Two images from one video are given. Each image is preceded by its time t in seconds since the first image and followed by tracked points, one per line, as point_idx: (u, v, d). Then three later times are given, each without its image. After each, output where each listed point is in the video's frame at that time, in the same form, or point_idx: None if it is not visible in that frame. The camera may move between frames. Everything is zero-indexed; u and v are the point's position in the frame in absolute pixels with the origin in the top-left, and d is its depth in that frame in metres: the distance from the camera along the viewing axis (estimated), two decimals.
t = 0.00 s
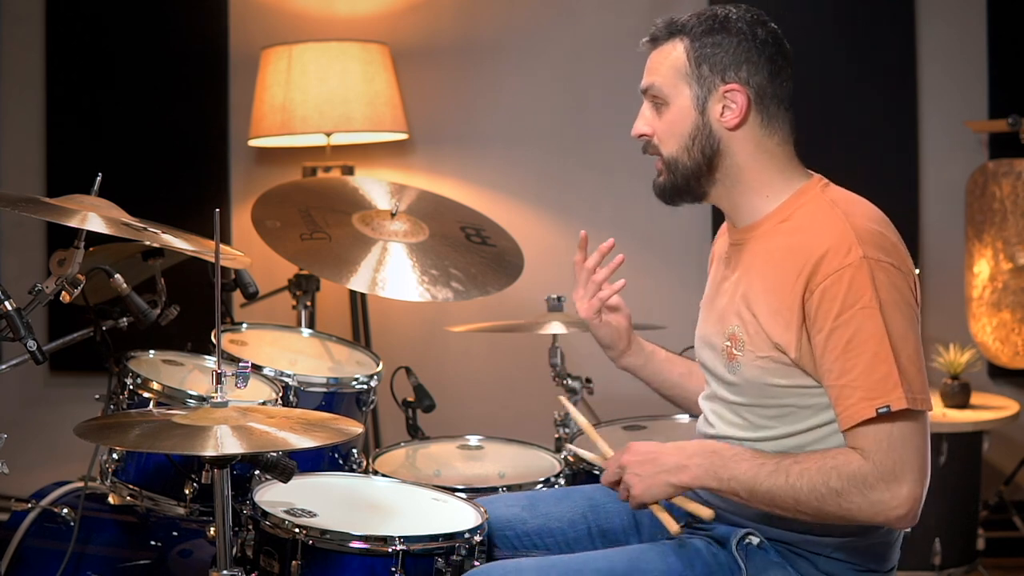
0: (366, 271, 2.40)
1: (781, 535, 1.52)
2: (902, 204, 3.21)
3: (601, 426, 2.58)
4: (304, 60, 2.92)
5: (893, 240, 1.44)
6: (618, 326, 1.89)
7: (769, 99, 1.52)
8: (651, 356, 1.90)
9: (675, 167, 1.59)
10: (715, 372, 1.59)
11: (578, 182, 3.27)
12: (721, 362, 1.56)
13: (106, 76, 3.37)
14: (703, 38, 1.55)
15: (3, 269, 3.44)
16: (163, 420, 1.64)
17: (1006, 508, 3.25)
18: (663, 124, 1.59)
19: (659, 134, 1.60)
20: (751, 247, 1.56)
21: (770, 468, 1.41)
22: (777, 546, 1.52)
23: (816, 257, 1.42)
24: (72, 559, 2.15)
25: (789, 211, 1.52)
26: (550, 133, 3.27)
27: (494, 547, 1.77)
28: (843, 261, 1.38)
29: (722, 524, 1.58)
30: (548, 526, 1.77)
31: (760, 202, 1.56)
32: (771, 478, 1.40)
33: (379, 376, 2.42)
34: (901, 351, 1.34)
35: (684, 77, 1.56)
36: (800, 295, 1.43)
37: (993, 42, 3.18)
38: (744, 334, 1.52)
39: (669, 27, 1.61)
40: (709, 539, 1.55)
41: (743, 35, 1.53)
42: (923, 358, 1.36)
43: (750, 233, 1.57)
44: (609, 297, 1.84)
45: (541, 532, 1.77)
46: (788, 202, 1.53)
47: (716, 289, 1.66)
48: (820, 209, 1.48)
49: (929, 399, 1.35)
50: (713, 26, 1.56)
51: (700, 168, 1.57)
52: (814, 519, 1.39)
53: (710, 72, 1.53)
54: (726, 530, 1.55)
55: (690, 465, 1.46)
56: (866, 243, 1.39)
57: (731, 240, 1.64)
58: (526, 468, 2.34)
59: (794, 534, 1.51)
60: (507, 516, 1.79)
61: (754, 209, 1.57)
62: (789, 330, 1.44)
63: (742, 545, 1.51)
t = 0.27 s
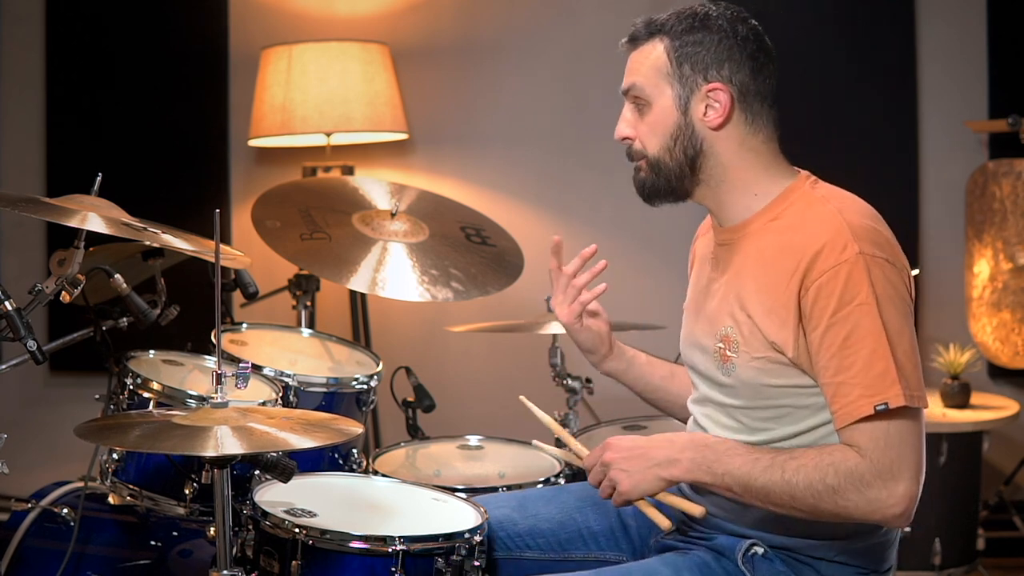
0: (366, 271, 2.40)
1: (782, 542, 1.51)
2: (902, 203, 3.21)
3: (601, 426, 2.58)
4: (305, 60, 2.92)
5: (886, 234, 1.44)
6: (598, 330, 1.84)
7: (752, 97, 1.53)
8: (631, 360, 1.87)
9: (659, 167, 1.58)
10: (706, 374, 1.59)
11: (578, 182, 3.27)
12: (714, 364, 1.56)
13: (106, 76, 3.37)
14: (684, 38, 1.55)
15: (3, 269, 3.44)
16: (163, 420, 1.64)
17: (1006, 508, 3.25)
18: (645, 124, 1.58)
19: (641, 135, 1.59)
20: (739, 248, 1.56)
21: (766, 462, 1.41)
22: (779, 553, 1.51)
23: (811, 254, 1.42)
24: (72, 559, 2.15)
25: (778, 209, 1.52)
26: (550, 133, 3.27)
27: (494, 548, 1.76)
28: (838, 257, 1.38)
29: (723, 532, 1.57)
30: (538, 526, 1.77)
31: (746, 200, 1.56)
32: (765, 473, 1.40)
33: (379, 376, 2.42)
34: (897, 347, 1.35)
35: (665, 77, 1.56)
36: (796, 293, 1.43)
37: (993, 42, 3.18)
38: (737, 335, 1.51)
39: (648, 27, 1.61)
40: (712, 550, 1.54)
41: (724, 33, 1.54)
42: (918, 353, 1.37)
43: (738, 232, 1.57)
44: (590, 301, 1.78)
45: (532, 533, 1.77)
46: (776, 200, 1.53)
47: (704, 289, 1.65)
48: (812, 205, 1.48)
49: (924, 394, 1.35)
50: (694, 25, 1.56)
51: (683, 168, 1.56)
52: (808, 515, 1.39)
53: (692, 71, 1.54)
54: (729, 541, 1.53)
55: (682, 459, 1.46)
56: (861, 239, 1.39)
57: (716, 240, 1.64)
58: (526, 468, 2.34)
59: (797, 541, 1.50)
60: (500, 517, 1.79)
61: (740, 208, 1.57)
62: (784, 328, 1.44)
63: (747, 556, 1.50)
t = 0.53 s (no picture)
0: (366, 271, 2.40)
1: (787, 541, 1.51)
2: (902, 203, 3.21)
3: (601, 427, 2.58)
4: (304, 60, 2.92)
5: (900, 236, 1.44)
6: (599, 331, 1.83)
7: (768, 99, 1.53)
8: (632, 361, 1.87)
9: (673, 165, 1.58)
10: (717, 374, 1.59)
11: (578, 182, 3.27)
12: (725, 364, 1.56)
13: (106, 76, 3.37)
14: (702, 36, 1.55)
15: (3, 269, 3.44)
16: (163, 420, 1.64)
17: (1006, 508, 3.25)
18: (659, 122, 1.58)
19: (655, 133, 1.59)
20: (751, 249, 1.56)
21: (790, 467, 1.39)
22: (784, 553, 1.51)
23: (826, 256, 1.42)
24: (72, 559, 2.15)
25: (791, 211, 1.52)
26: (550, 133, 3.27)
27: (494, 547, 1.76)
28: (855, 260, 1.38)
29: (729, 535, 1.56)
30: (543, 527, 1.78)
31: (759, 201, 1.56)
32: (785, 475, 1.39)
33: (379, 376, 2.42)
34: (915, 349, 1.35)
35: (681, 76, 1.56)
36: (811, 296, 1.42)
37: (993, 42, 3.18)
38: (749, 335, 1.52)
39: (665, 25, 1.60)
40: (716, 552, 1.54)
41: (743, 33, 1.54)
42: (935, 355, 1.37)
43: (750, 232, 1.57)
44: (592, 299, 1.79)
45: (535, 534, 1.77)
46: (788, 202, 1.53)
47: (714, 290, 1.65)
48: (824, 208, 1.48)
49: (941, 395, 1.36)
50: (712, 24, 1.56)
51: (698, 167, 1.56)
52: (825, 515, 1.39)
53: (709, 70, 1.53)
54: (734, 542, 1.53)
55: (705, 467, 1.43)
56: (876, 241, 1.39)
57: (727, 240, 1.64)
58: (526, 468, 2.34)
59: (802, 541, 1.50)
60: (502, 518, 1.79)
61: (752, 209, 1.57)
62: (798, 330, 1.44)
63: (753, 557, 1.49)
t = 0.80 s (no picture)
0: (366, 271, 2.40)
1: (784, 534, 1.51)
2: (902, 203, 3.21)
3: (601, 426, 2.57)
4: (304, 60, 2.92)
5: (908, 243, 1.44)
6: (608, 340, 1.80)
7: (787, 105, 1.53)
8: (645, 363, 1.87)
9: (689, 165, 1.57)
10: (721, 369, 1.59)
11: (578, 182, 3.27)
12: (729, 361, 1.56)
13: (107, 76, 3.37)
14: (724, 38, 1.54)
15: (3, 269, 3.44)
16: (163, 420, 1.64)
17: (1006, 508, 3.25)
18: (678, 121, 1.57)
19: (674, 132, 1.58)
20: (760, 249, 1.56)
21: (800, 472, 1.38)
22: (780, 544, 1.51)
23: (834, 260, 1.42)
24: (72, 559, 2.15)
25: (800, 214, 1.52)
26: (549, 133, 3.27)
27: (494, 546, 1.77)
28: (863, 266, 1.38)
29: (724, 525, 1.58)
30: (550, 525, 1.78)
31: (771, 203, 1.56)
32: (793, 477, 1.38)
33: (379, 376, 2.42)
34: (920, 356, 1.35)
35: (702, 77, 1.54)
36: (818, 298, 1.42)
37: (993, 41, 3.18)
38: (755, 333, 1.52)
39: (686, 25, 1.59)
40: (712, 542, 1.55)
41: (764, 38, 1.53)
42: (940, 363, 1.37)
43: (760, 233, 1.57)
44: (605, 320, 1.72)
45: (542, 533, 1.77)
46: (798, 205, 1.53)
47: (722, 285, 1.66)
48: (835, 212, 1.48)
49: (944, 403, 1.36)
50: (734, 27, 1.55)
51: (715, 168, 1.56)
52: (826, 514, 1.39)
53: (730, 73, 1.53)
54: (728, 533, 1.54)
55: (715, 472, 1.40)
56: (886, 249, 1.39)
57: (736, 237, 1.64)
58: (526, 468, 2.34)
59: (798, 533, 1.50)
60: (509, 516, 1.79)
61: (765, 210, 1.57)
62: (803, 331, 1.44)
63: (745, 547, 1.50)
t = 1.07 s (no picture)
0: (366, 271, 2.40)
1: (779, 522, 1.51)
2: (902, 203, 3.21)
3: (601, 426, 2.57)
4: (304, 60, 2.92)
5: (902, 241, 1.44)
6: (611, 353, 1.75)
7: (789, 105, 1.53)
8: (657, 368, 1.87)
9: (691, 163, 1.58)
10: (718, 363, 1.60)
11: (578, 182, 3.27)
12: (725, 354, 1.57)
13: (107, 76, 3.37)
14: (728, 38, 1.54)
15: (3, 269, 3.44)
16: (163, 420, 1.64)
17: (1006, 508, 3.25)
18: (681, 119, 1.57)
19: (677, 130, 1.58)
20: (755, 244, 1.57)
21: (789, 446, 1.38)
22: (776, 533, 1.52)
23: (826, 254, 1.42)
24: (72, 559, 2.15)
25: (796, 211, 1.52)
26: (549, 133, 3.27)
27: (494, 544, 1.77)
28: (855, 260, 1.38)
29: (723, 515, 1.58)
30: (554, 522, 1.78)
31: (770, 201, 1.56)
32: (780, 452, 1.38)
33: (379, 376, 2.42)
34: (910, 351, 1.35)
35: (706, 75, 1.54)
36: (810, 292, 1.43)
37: (993, 41, 3.18)
38: (750, 327, 1.52)
39: (691, 24, 1.59)
40: (708, 531, 1.55)
41: (767, 38, 1.54)
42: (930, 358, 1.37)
43: (756, 230, 1.57)
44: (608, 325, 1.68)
45: (545, 531, 1.77)
46: (795, 202, 1.53)
47: (721, 280, 1.66)
48: (830, 208, 1.48)
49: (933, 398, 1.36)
50: (738, 27, 1.55)
51: (717, 166, 1.56)
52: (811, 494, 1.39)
53: (734, 72, 1.53)
54: (725, 522, 1.55)
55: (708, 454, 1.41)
56: (879, 244, 1.39)
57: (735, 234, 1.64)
58: (526, 468, 2.34)
59: (793, 521, 1.50)
60: (512, 513, 1.79)
61: (764, 208, 1.57)
62: (796, 325, 1.44)
63: (740, 535, 1.51)
